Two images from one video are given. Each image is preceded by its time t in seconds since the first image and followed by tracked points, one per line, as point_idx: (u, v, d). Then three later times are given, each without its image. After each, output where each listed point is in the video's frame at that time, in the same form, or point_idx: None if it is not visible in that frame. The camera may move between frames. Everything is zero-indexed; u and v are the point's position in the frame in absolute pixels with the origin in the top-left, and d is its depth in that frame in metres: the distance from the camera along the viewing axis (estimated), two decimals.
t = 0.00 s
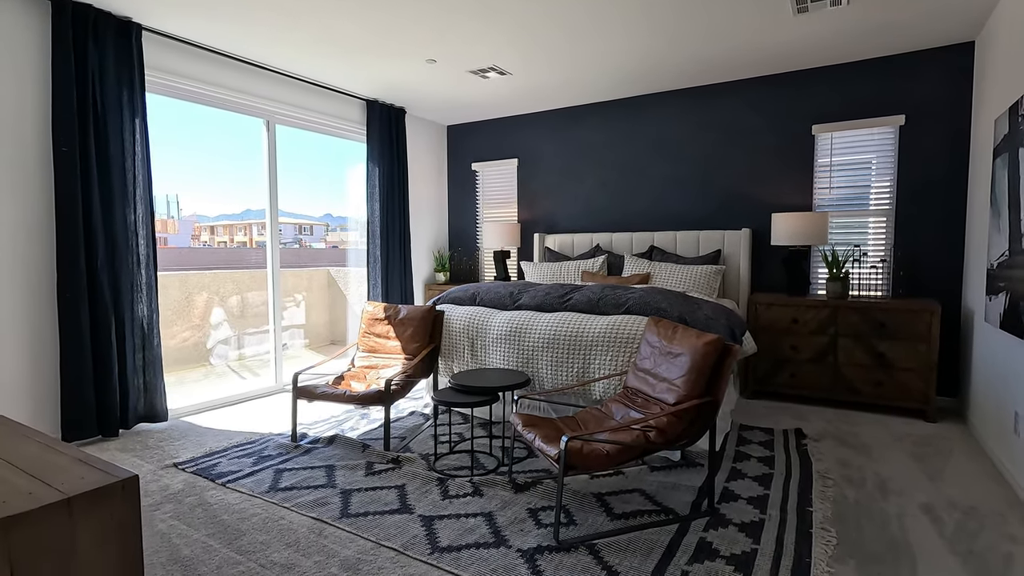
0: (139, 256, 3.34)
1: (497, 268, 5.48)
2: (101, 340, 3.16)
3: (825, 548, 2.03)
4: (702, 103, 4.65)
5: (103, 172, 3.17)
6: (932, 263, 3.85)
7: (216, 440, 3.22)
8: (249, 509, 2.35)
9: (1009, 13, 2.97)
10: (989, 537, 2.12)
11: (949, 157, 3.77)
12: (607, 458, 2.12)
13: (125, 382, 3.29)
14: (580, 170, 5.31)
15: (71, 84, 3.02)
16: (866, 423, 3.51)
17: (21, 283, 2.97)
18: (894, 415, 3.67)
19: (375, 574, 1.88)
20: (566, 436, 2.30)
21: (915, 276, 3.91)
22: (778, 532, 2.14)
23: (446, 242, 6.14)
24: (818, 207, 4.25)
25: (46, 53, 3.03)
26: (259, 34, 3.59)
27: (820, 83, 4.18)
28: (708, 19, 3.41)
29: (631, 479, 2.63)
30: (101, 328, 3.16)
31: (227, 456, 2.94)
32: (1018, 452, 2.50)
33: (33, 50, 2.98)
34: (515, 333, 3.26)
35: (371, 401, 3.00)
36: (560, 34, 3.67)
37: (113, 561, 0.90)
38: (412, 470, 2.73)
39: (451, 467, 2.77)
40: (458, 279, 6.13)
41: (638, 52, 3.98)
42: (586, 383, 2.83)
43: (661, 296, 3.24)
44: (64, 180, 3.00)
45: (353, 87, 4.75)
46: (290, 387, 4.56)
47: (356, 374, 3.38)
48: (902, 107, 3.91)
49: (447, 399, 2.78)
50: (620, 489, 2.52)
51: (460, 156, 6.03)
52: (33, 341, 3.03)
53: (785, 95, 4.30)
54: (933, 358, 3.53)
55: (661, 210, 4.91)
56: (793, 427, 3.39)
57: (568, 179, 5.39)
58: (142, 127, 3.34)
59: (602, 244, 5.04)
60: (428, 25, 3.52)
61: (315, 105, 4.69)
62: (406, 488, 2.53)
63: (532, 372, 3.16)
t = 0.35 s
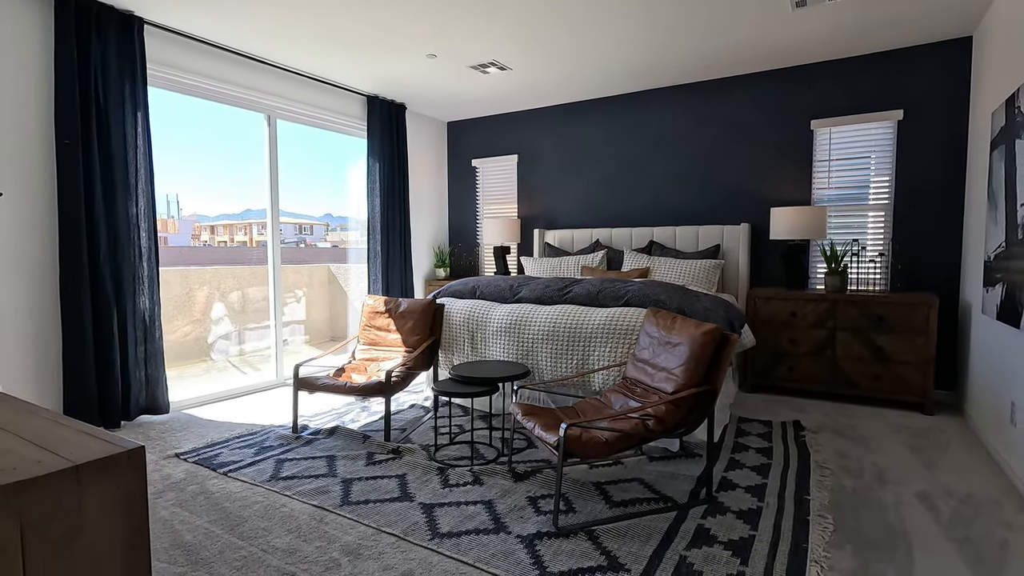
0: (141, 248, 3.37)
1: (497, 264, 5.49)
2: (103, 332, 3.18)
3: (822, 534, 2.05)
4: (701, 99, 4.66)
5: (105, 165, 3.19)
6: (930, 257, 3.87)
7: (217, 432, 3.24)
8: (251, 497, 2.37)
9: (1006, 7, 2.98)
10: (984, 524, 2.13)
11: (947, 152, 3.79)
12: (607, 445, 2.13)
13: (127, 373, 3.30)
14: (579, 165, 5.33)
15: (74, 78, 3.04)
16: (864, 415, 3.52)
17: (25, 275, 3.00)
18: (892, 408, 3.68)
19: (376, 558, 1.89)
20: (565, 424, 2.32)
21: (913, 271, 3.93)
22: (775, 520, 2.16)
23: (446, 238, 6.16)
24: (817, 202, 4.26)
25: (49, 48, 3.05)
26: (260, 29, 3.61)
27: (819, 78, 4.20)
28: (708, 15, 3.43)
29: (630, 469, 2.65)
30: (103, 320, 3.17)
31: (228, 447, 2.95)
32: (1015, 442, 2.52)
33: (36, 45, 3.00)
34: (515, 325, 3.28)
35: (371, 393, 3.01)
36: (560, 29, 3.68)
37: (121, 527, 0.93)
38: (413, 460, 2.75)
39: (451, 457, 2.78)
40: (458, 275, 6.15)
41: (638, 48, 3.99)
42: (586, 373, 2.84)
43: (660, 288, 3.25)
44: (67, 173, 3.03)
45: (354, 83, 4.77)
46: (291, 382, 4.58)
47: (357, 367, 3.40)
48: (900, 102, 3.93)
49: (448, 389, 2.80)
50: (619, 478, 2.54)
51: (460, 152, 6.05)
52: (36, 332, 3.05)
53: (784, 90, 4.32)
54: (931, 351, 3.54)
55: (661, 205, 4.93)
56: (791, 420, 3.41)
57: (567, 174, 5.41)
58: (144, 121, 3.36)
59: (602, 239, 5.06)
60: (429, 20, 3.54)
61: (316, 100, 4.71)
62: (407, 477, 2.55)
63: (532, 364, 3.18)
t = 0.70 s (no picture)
0: (143, 243, 3.39)
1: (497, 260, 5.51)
2: (105, 326, 3.20)
3: (818, 523, 2.07)
4: (700, 96, 4.68)
5: (107, 160, 3.21)
6: (927, 253, 3.89)
7: (218, 425, 3.26)
8: (252, 487, 2.39)
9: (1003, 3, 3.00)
10: (979, 514, 2.15)
11: (945, 148, 3.81)
12: (605, 435, 2.15)
13: (129, 367, 3.32)
14: (579, 162, 5.35)
15: (76, 75, 3.07)
16: (862, 410, 3.55)
17: (29, 269, 3.03)
18: (890, 402, 3.70)
19: (376, 546, 1.91)
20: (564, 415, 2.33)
21: (910, 266, 3.95)
22: (772, 509, 2.18)
23: (446, 236, 6.18)
24: (815, 198, 4.28)
25: (51, 44, 3.07)
26: (261, 25, 3.63)
27: (817, 75, 4.22)
28: (706, 11, 3.45)
29: (628, 460, 2.67)
30: (105, 314, 3.19)
31: (230, 439, 2.97)
32: (1010, 433, 2.54)
33: (38, 41, 3.02)
34: (515, 319, 3.30)
35: (371, 386, 3.03)
36: (559, 26, 3.70)
37: (129, 503, 0.95)
38: (413, 452, 2.77)
39: (451, 450, 2.80)
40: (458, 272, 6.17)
41: (637, 44, 4.01)
42: (584, 366, 2.86)
43: (659, 283, 3.27)
44: (69, 169, 3.05)
45: (354, 80, 4.79)
46: (292, 377, 4.61)
47: (357, 361, 3.42)
48: (898, 99, 3.94)
49: (447, 382, 2.82)
50: (618, 469, 2.56)
51: (460, 150, 6.07)
52: (39, 325, 3.07)
53: (783, 87, 4.34)
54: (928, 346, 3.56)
55: (660, 202, 4.95)
56: (789, 414, 3.43)
57: (567, 171, 5.43)
58: (145, 117, 3.38)
59: (601, 236, 5.08)
60: (428, 17, 3.56)
61: (316, 97, 4.74)
62: (407, 469, 2.57)
63: (532, 358, 3.20)
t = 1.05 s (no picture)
0: (145, 245, 3.41)
1: (496, 262, 5.54)
2: (107, 328, 3.22)
3: (813, 524, 2.09)
4: (699, 98, 4.71)
5: (110, 163, 3.23)
6: (925, 255, 3.91)
7: (220, 426, 3.28)
8: (254, 488, 2.42)
9: (998, 7, 3.03)
10: (973, 514, 2.18)
11: (942, 150, 3.83)
12: (603, 437, 2.17)
13: (132, 369, 3.35)
14: (578, 164, 5.38)
15: (79, 78, 3.09)
16: (859, 411, 3.57)
17: (32, 272, 3.05)
18: (887, 403, 3.72)
19: (376, 547, 1.93)
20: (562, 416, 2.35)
21: (908, 268, 3.97)
22: (768, 510, 2.20)
23: (446, 237, 6.20)
24: (813, 200, 4.30)
25: (54, 48, 3.09)
26: (262, 29, 3.65)
27: (815, 78, 4.24)
28: (704, 14, 3.48)
29: (627, 462, 2.69)
30: (108, 316, 3.22)
31: (231, 441, 3.00)
32: (1005, 434, 2.56)
33: (41, 45, 3.05)
34: (514, 321, 3.32)
35: (371, 387, 3.05)
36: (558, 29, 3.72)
37: (136, 506, 0.97)
38: (413, 454, 2.79)
39: (451, 451, 2.83)
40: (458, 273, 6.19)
41: (636, 47, 4.04)
42: (583, 368, 2.88)
43: (657, 284, 3.30)
44: (72, 172, 3.08)
45: (354, 83, 4.82)
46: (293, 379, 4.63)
47: (358, 362, 3.44)
48: (896, 101, 3.97)
49: (447, 383, 2.84)
50: (616, 470, 2.58)
51: (460, 151, 6.09)
52: (42, 328, 3.10)
53: (781, 89, 4.36)
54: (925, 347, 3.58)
55: (659, 204, 4.97)
56: (787, 415, 3.45)
57: (567, 173, 5.45)
58: (147, 119, 3.40)
59: (600, 238, 5.10)
60: (428, 20, 3.58)
61: (317, 100, 4.76)
62: (407, 470, 2.59)
63: (531, 359, 3.22)
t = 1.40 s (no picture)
0: (147, 251, 3.43)
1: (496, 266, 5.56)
2: (109, 334, 3.25)
3: (809, 531, 2.11)
4: (697, 103, 4.73)
5: (112, 170, 3.26)
6: (922, 260, 3.93)
7: (221, 431, 3.30)
8: (256, 494, 2.44)
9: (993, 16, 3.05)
10: (967, 521, 2.20)
11: (939, 156, 3.85)
12: (601, 445, 2.20)
13: (133, 374, 3.37)
14: (578, 168, 5.40)
15: (81, 86, 3.12)
16: (857, 415, 3.59)
17: (35, 280, 3.07)
18: (884, 408, 3.75)
19: (377, 554, 1.96)
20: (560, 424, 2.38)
21: (905, 274, 3.99)
22: (764, 517, 2.22)
23: (447, 240, 6.22)
24: (811, 205, 4.31)
25: (56, 56, 3.11)
26: (264, 35, 3.68)
27: (813, 84, 4.26)
28: (702, 21, 3.50)
29: (625, 467, 2.72)
30: (110, 322, 3.24)
31: (233, 446, 3.02)
32: (1000, 441, 2.58)
33: (44, 53, 3.07)
34: (514, 327, 3.34)
35: (371, 393, 3.07)
36: (557, 35, 3.74)
37: (141, 523, 0.99)
38: (412, 459, 2.81)
39: (450, 457, 2.85)
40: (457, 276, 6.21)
41: (634, 53, 4.06)
42: (582, 374, 2.90)
43: (655, 291, 3.32)
44: (75, 179, 3.10)
45: (355, 87, 4.84)
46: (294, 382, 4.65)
47: (358, 367, 3.46)
48: (894, 107, 3.99)
49: (447, 390, 2.86)
50: (614, 476, 2.60)
51: (460, 155, 6.12)
52: (45, 334, 3.12)
53: (779, 95, 4.38)
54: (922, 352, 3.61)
55: (658, 208, 4.99)
56: (785, 420, 3.47)
57: (566, 177, 5.47)
58: (149, 126, 3.42)
59: (599, 242, 5.12)
60: (427, 26, 3.60)
61: (318, 105, 4.79)
62: (407, 476, 2.62)
63: (531, 365, 3.24)
